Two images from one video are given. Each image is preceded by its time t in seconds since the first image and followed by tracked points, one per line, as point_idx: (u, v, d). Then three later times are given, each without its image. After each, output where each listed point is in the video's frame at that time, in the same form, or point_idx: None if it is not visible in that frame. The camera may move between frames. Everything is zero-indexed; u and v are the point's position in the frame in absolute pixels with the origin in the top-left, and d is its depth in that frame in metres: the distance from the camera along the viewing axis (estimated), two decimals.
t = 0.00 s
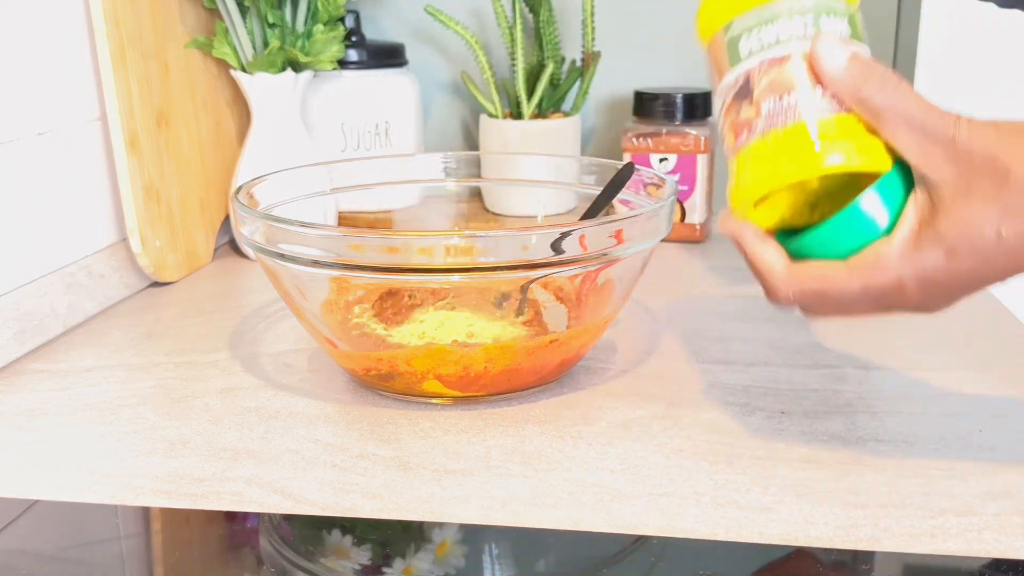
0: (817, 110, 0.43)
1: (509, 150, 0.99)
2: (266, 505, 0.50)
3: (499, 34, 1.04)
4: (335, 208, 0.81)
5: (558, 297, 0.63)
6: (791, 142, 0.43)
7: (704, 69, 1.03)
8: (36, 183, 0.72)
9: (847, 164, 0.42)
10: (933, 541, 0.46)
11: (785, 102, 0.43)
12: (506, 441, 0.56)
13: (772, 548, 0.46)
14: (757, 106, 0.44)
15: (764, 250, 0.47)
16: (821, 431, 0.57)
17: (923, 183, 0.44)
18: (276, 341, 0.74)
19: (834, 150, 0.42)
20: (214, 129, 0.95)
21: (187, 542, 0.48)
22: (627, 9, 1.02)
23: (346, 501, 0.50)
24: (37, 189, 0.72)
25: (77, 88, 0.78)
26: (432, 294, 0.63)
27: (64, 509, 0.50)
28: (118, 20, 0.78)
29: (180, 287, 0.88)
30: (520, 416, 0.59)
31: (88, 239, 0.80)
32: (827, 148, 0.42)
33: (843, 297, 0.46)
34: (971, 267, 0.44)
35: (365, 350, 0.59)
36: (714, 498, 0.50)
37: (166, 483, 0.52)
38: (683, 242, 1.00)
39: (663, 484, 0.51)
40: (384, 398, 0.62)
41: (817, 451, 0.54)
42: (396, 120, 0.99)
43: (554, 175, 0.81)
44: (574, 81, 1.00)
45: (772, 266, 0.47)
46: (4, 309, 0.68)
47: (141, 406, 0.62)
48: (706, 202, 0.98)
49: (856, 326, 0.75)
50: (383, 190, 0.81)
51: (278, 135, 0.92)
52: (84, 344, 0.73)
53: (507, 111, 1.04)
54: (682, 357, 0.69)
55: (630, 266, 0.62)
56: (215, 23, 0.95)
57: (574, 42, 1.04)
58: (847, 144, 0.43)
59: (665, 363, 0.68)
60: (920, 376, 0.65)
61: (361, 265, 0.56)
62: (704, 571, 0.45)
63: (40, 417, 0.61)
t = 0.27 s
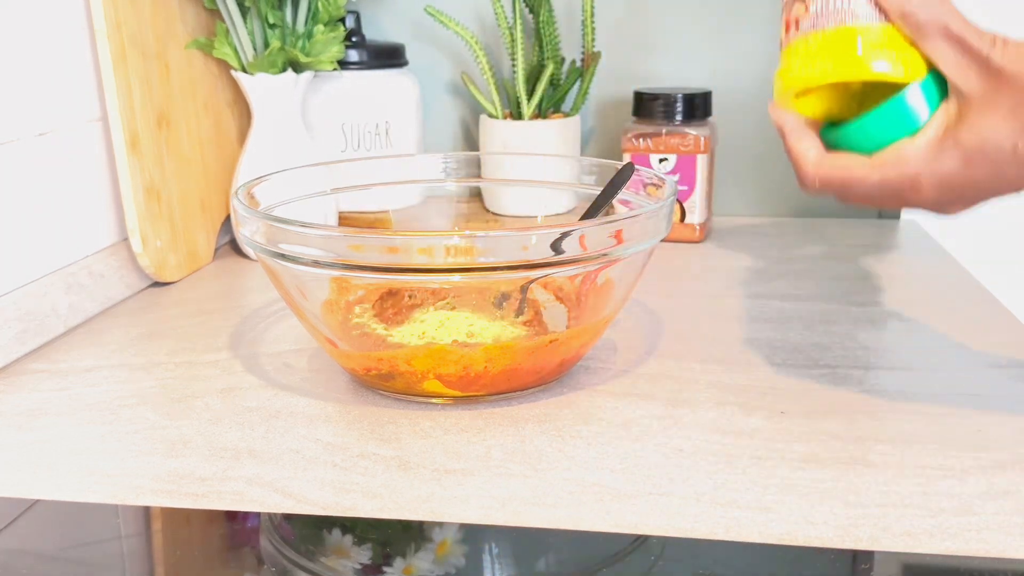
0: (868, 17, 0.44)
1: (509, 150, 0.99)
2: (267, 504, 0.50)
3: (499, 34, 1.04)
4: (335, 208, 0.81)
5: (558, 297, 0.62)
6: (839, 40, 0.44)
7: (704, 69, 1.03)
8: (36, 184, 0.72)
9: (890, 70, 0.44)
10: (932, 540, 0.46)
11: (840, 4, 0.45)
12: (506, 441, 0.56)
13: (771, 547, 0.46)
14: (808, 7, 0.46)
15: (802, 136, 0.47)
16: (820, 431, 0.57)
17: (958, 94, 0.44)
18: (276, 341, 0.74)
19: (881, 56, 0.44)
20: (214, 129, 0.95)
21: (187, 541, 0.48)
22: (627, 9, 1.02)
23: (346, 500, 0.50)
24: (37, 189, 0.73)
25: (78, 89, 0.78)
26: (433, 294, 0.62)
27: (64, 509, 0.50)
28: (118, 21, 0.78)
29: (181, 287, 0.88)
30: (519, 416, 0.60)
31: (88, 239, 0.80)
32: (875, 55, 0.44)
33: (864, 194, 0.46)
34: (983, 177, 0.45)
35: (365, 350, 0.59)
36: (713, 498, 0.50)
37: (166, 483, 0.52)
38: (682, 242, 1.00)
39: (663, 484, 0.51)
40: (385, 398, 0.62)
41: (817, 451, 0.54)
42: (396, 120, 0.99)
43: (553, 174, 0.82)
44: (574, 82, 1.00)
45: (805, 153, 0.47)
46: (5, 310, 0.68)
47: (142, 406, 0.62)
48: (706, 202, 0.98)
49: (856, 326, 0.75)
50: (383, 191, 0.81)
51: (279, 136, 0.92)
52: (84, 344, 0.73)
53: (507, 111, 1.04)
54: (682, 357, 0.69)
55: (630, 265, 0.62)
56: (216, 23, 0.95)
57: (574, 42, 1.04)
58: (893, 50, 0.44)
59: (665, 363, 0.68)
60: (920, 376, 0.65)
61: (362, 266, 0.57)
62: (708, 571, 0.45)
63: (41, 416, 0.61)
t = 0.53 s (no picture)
0: None
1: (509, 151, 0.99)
2: (267, 503, 0.50)
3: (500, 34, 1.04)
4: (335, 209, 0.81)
5: (558, 297, 0.62)
6: None
7: (704, 69, 1.03)
8: (36, 184, 0.72)
9: None
10: (932, 540, 0.46)
11: None
12: (506, 441, 0.56)
13: (771, 547, 0.46)
14: None
15: None
16: (820, 431, 0.57)
17: None
18: (276, 341, 0.74)
19: None
20: (214, 129, 0.95)
21: (187, 541, 0.48)
22: (627, 9, 1.02)
23: (346, 500, 0.50)
24: (37, 189, 0.73)
25: (78, 89, 0.78)
26: (433, 294, 0.62)
27: (64, 509, 0.51)
28: (118, 21, 0.78)
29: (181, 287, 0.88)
30: (519, 416, 0.60)
31: (88, 239, 0.80)
32: None
33: None
34: None
35: (365, 350, 0.59)
36: (713, 497, 0.50)
37: (167, 482, 0.52)
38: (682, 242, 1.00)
39: (663, 484, 0.51)
40: (385, 398, 0.63)
41: (816, 451, 0.54)
42: (396, 120, 0.99)
43: (553, 175, 0.82)
44: (574, 82, 1.00)
45: None
46: (5, 310, 0.68)
47: (142, 406, 0.62)
48: (706, 202, 0.98)
49: (856, 326, 0.75)
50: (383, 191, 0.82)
51: (279, 136, 0.92)
52: (85, 344, 0.73)
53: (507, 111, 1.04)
54: (682, 357, 0.69)
55: (630, 265, 0.62)
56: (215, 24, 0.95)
57: (574, 42, 1.04)
58: None
59: (665, 363, 0.68)
60: (920, 376, 0.65)
61: (362, 266, 0.57)
62: (707, 572, 0.45)
63: (41, 416, 0.61)
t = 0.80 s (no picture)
0: None
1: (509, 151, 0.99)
2: (267, 503, 0.50)
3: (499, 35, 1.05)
4: (335, 210, 0.81)
5: (558, 297, 0.62)
6: None
7: (704, 70, 1.04)
8: (36, 184, 0.72)
9: None
10: (932, 540, 0.46)
11: None
12: (506, 441, 0.56)
13: (771, 548, 0.46)
14: None
15: None
16: (820, 431, 0.57)
17: None
18: (276, 341, 0.74)
19: None
20: (214, 129, 0.95)
21: (187, 541, 0.48)
22: (627, 10, 1.03)
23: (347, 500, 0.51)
24: (37, 189, 0.73)
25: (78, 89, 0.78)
26: (433, 294, 0.61)
27: (65, 509, 0.51)
28: (118, 21, 0.78)
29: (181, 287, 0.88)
30: (520, 416, 0.60)
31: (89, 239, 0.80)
32: None
33: None
34: None
35: (365, 349, 0.59)
36: (713, 497, 0.50)
37: (167, 482, 0.52)
38: (682, 242, 1.00)
39: (663, 484, 0.51)
40: (385, 398, 0.63)
41: (816, 451, 0.55)
42: (396, 120, 0.99)
43: (553, 175, 0.82)
44: (574, 82, 1.00)
45: None
46: (5, 310, 0.68)
47: (142, 406, 0.62)
48: (706, 202, 0.98)
49: (856, 326, 0.75)
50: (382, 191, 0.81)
51: (279, 136, 0.92)
52: (85, 344, 0.73)
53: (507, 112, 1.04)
54: (681, 357, 0.69)
55: (630, 265, 0.62)
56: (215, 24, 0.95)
57: (574, 42, 1.04)
58: None
59: (666, 363, 0.68)
60: (920, 376, 0.65)
61: (362, 266, 0.57)
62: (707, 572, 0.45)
63: (41, 416, 0.61)
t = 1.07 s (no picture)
0: None
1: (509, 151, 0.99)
2: (267, 503, 0.50)
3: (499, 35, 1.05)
4: (335, 210, 0.81)
5: (558, 297, 0.62)
6: None
7: (704, 69, 1.04)
8: (36, 184, 0.72)
9: None
10: (932, 540, 0.46)
11: None
12: (506, 441, 0.56)
13: (771, 547, 0.46)
14: None
15: None
16: (820, 431, 0.57)
17: None
18: (276, 341, 0.74)
19: None
20: (214, 129, 0.95)
21: (187, 541, 0.48)
22: (627, 10, 1.02)
23: (346, 500, 0.51)
24: (37, 188, 0.73)
25: (78, 89, 0.78)
26: (433, 294, 0.62)
27: (65, 509, 0.51)
28: (118, 21, 0.78)
29: (181, 287, 0.88)
30: (519, 416, 0.60)
31: (89, 240, 0.80)
32: None
33: None
34: None
35: (365, 350, 0.59)
36: (713, 497, 0.50)
37: (167, 482, 0.52)
38: (682, 242, 1.00)
39: (663, 484, 0.51)
40: (385, 398, 0.63)
41: (816, 451, 0.54)
42: (396, 120, 0.99)
43: (553, 175, 0.82)
44: (574, 82, 1.00)
45: None
46: (5, 310, 0.68)
47: (143, 406, 0.62)
48: (706, 203, 0.98)
49: (856, 326, 0.75)
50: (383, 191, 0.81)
51: (279, 136, 0.92)
52: (85, 344, 0.73)
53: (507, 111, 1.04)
54: (681, 357, 0.69)
55: (630, 265, 0.62)
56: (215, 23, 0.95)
57: (574, 42, 1.04)
58: None
59: (666, 363, 0.68)
60: (920, 376, 0.65)
61: (362, 266, 0.57)
62: (708, 571, 0.45)
63: (42, 416, 0.61)
